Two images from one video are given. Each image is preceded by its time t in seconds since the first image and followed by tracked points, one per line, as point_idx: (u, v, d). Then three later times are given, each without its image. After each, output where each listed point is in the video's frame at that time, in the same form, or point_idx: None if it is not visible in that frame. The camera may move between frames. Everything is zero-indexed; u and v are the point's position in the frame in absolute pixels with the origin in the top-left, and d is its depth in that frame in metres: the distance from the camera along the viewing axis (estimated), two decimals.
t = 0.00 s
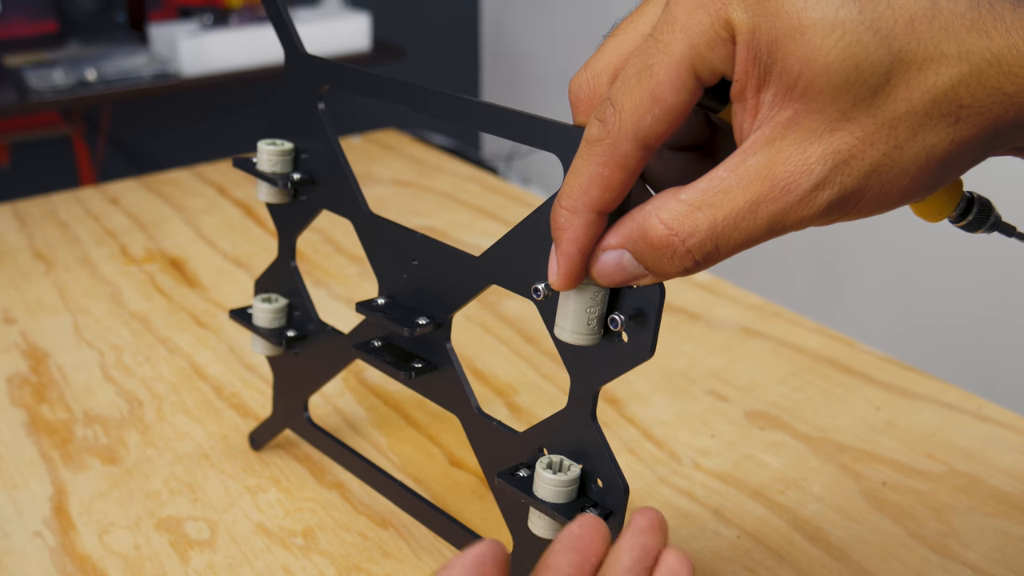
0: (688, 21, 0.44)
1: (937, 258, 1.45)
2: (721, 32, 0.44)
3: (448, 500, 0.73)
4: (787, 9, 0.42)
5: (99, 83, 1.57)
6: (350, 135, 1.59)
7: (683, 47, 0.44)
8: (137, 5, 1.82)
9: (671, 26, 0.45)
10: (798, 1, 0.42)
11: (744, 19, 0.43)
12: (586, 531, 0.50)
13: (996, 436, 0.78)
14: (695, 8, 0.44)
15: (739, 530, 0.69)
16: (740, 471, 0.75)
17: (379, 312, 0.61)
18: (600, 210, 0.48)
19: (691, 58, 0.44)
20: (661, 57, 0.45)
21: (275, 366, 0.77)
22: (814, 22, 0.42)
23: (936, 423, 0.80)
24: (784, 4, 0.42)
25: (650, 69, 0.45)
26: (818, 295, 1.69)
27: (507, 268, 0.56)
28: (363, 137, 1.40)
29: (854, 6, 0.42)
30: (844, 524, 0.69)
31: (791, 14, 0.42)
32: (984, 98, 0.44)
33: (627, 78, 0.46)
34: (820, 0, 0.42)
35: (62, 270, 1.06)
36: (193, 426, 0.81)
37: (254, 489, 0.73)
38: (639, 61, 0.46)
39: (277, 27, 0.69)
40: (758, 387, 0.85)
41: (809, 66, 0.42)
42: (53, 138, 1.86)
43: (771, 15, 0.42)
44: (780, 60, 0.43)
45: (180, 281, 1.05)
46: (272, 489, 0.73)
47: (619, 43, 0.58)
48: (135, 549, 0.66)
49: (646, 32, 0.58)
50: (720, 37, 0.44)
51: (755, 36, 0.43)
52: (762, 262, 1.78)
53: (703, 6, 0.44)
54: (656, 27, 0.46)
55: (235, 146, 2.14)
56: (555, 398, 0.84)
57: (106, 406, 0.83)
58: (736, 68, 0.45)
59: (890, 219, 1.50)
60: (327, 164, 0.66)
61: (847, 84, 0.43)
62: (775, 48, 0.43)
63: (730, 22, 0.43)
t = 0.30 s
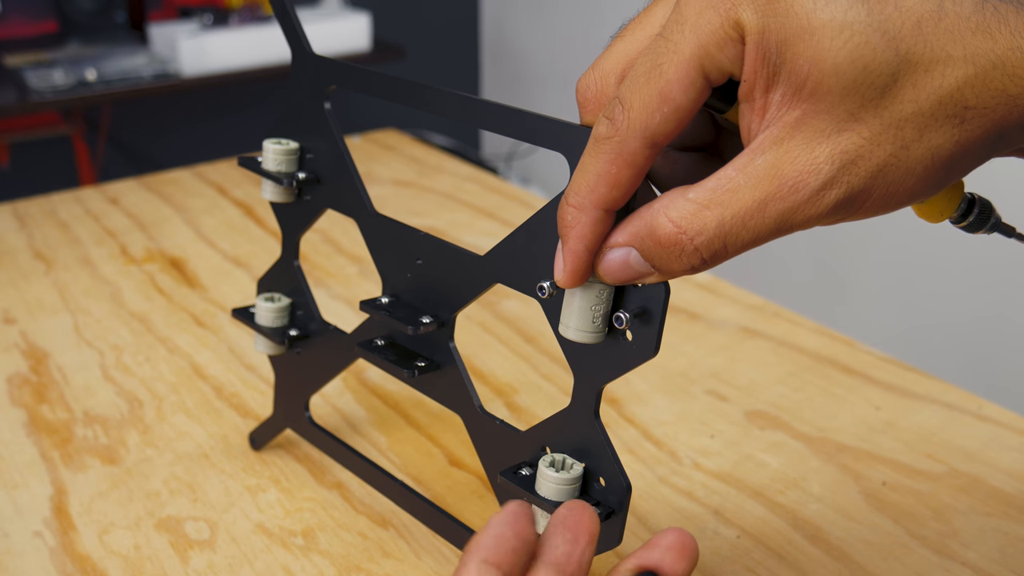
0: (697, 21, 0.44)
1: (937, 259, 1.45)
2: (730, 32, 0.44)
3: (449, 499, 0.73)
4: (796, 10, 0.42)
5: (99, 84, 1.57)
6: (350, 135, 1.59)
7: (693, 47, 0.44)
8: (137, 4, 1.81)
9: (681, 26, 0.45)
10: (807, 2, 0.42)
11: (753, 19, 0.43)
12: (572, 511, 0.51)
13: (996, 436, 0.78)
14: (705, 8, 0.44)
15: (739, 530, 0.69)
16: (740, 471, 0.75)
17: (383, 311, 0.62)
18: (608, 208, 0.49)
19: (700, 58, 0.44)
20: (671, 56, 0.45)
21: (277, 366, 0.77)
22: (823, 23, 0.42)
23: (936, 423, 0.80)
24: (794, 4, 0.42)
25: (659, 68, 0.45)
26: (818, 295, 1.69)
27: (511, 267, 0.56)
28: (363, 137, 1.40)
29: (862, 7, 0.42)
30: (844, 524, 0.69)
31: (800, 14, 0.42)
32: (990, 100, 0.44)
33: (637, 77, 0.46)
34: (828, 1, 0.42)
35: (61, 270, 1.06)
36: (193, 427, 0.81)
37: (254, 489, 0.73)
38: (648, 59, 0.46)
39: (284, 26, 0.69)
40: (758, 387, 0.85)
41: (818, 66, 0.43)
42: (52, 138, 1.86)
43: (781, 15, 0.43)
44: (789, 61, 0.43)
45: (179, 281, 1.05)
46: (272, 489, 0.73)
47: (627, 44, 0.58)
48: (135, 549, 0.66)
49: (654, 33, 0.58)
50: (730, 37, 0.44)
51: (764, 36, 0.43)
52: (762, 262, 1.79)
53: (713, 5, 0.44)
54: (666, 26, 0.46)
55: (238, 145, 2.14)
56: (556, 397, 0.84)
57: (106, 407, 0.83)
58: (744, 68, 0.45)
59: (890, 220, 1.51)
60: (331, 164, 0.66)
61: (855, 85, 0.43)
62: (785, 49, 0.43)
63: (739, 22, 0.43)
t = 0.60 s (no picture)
0: (694, 22, 0.44)
1: (937, 258, 1.45)
2: (726, 32, 0.44)
3: (449, 500, 0.73)
4: (793, 11, 0.42)
5: (99, 84, 1.57)
6: (351, 135, 1.59)
7: (688, 48, 0.45)
8: (137, 5, 1.82)
9: (677, 27, 0.45)
10: (804, 4, 0.42)
11: (749, 21, 0.43)
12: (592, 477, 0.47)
13: (996, 436, 0.78)
14: (701, 9, 0.44)
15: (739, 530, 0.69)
16: (740, 471, 0.75)
17: (380, 311, 0.62)
18: (603, 209, 0.48)
19: (696, 58, 0.45)
20: (666, 57, 0.45)
21: (275, 367, 0.77)
22: (820, 24, 0.42)
23: (936, 423, 0.80)
24: (790, 6, 0.42)
25: (655, 69, 0.45)
26: (818, 295, 1.69)
27: (508, 268, 0.56)
28: (363, 137, 1.40)
29: (859, 9, 0.42)
30: (844, 524, 0.69)
31: (797, 16, 0.42)
32: (986, 102, 0.44)
33: (632, 77, 0.46)
34: (825, 2, 0.42)
35: (62, 270, 1.06)
36: (193, 426, 0.81)
37: (254, 489, 0.73)
38: (643, 60, 0.46)
39: (279, 27, 0.69)
40: (758, 387, 0.85)
41: (815, 68, 0.43)
42: (53, 138, 1.86)
43: (777, 17, 0.43)
44: (786, 62, 0.43)
45: (180, 281, 1.05)
46: (272, 489, 0.73)
47: (621, 44, 0.58)
48: (135, 549, 0.66)
49: (648, 32, 0.58)
50: (726, 37, 0.44)
51: (760, 37, 0.43)
52: (762, 262, 1.79)
53: (709, 6, 0.44)
54: (662, 27, 0.46)
55: (236, 146, 2.14)
56: (555, 397, 0.84)
57: (106, 406, 0.83)
58: (741, 69, 0.45)
59: (890, 219, 1.51)
60: (328, 164, 0.66)
61: (852, 87, 0.43)
62: (782, 51, 0.43)
63: (735, 23, 0.44)
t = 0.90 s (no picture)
0: (694, 22, 0.45)
1: (937, 258, 1.45)
2: (726, 32, 0.44)
3: (448, 500, 0.73)
4: (794, 12, 0.42)
5: (99, 83, 1.57)
6: (351, 135, 1.59)
7: (688, 47, 0.45)
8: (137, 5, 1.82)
9: (677, 26, 0.45)
10: (804, 4, 0.42)
11: (750, 21, 0.43)
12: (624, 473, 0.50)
13: (996, 436, 0.78)
14: (701, 8, 0.45)
15: (739, 529, 0.69)
16: (741, 471, 0.75)
17: (380, 311, 0.61)
18: (603, 209, 0.48)
19: (696, 58, 0.45)
20: (666, 57, 0.45)
21: (275, 367, 0.77)
22: (820, 24, 0.42)
23: (936, 423, 0.80)
24: (791, 6, 0.43)
25: (654, 69, 0.45)
26: (818, 295, 1.69)
27: (508, 268, 0.56)
28: (363, 137, 1.40)
29: (859, 9, 0.42)
30: (844, 524, 0.69)
31: (797, 16, 0.42)
32: (986, 102, 0.44)
33: (631, 77, 0.46)
34: (826, 3, 0.42)
35: (62, 270, 1.06)
36: (193, 426, 0.81)
37: (254, 489, 0.73)
38: (643, 59, 0.46)
39: (279, 27, 0.69)
40: (758, 387, 0.85)
41: (815, 68, 0.43)
42: (53, 138, 1.86)
43: (778, 17, 0.43)
44: (786, 62, 0.43)
45: (179, 281, 1.05)
46: (272, 489, 0.73)
47: (621, 45, 0.58)
48: (135, 549, 0.66)
49: (648, 33, 0.58)
50: (726, 37, 0.44)
51: (760, 37, 0.43)
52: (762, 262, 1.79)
53: (709, 6, 0.44)
54: (661, 27, 0.46)
55: (235, 146, 2.14)
56: (555, 397, 0.84)
57: (106, 406, 0.83)
58: (741, 69, 0.45)
59: (890, 219, 1.50)
60: (328, 165, 0.66)
61: (852, 87, 0.43)
62: (782, 51, 0.43)
63: (735, 23, 0.44)
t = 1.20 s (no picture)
0: (694, 21, 0.45)
1: (937, 258, 1.45)
2: (727, 32, 0.44)
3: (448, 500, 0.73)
4: (794, 12, 0.43)
5: (99, 84, 1.57)
6: (351, 135, 1.59)
7: (689, 47, 0.44)
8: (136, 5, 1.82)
9: (678, 26, 0.45)
10: (805, 4, 0.42)
11: (750, 21, 0.43)
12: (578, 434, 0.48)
13: (997, 436, 0.78)
14: (701, 8, 0.45)
15: (739, 530, 0.69)
16: (740, 471, 0.75)
17: (381, 311, 0.61)
18: (604, 209, 0.48)
19: (697, 58, 0.45)
20: (666, 56, 0.45)
21: (275, 367, 0.77)
22: (821, 25, 0.42)
23: (936, 423, 0.80)
24: (791, 6, 0.43)
25: (655, 68, 0.45)
26: (818, 295, 1.69)
27: (508, 268, 0.56)
28: (363, 137, 1.40)
29: (860, 9, 0.42)
30: (843, 524, 0.69)
31: (798, 16, 0.42)
32: (986, 102, 0.44)
33: (631, 77, 0.46)
34: (826, 3, 0.42)
35: (61, 270, 1.06)
36: (193, 426, 0.81)
37: (254, 489, 0.73)
38: (643, 59, 0.46)
39: (279, 27, 0.69)
40: (758, 387, 0.85)
41: (816, 68, 0.43)
42: (53, 138, 1.86)
43: (778, 17, 0.43)
44: (787, 62, 0.43)
45: (180, 281, 1.05)
46: (272, 489, 0.73)
47: (622, 44, 0.58)
48: (135, 549, 0.66)
49: (648, 32, 0.58)
50: (726, 37, 0.44)
51: (761, 37, 0.43)
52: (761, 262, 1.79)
53: (710, 6, 0.44)
54: (662, 27, 0.46)
55: (235, 146, 2.14)
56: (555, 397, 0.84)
57: (106, 406, 0.83)
58: (742, 69, 0.45)
59: (890, 219, 1.50)
60: (328, 165, 0.66)
61: (853, 87, 0.43)
62: (782, 51, 0.43)
63: (736, 23, 0.44)
